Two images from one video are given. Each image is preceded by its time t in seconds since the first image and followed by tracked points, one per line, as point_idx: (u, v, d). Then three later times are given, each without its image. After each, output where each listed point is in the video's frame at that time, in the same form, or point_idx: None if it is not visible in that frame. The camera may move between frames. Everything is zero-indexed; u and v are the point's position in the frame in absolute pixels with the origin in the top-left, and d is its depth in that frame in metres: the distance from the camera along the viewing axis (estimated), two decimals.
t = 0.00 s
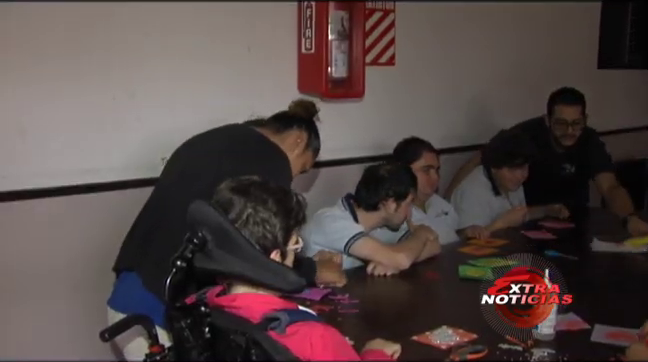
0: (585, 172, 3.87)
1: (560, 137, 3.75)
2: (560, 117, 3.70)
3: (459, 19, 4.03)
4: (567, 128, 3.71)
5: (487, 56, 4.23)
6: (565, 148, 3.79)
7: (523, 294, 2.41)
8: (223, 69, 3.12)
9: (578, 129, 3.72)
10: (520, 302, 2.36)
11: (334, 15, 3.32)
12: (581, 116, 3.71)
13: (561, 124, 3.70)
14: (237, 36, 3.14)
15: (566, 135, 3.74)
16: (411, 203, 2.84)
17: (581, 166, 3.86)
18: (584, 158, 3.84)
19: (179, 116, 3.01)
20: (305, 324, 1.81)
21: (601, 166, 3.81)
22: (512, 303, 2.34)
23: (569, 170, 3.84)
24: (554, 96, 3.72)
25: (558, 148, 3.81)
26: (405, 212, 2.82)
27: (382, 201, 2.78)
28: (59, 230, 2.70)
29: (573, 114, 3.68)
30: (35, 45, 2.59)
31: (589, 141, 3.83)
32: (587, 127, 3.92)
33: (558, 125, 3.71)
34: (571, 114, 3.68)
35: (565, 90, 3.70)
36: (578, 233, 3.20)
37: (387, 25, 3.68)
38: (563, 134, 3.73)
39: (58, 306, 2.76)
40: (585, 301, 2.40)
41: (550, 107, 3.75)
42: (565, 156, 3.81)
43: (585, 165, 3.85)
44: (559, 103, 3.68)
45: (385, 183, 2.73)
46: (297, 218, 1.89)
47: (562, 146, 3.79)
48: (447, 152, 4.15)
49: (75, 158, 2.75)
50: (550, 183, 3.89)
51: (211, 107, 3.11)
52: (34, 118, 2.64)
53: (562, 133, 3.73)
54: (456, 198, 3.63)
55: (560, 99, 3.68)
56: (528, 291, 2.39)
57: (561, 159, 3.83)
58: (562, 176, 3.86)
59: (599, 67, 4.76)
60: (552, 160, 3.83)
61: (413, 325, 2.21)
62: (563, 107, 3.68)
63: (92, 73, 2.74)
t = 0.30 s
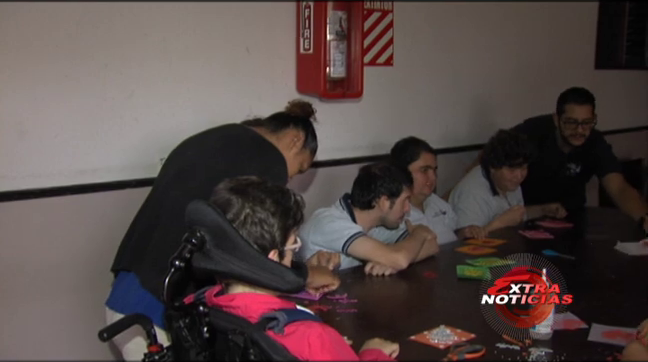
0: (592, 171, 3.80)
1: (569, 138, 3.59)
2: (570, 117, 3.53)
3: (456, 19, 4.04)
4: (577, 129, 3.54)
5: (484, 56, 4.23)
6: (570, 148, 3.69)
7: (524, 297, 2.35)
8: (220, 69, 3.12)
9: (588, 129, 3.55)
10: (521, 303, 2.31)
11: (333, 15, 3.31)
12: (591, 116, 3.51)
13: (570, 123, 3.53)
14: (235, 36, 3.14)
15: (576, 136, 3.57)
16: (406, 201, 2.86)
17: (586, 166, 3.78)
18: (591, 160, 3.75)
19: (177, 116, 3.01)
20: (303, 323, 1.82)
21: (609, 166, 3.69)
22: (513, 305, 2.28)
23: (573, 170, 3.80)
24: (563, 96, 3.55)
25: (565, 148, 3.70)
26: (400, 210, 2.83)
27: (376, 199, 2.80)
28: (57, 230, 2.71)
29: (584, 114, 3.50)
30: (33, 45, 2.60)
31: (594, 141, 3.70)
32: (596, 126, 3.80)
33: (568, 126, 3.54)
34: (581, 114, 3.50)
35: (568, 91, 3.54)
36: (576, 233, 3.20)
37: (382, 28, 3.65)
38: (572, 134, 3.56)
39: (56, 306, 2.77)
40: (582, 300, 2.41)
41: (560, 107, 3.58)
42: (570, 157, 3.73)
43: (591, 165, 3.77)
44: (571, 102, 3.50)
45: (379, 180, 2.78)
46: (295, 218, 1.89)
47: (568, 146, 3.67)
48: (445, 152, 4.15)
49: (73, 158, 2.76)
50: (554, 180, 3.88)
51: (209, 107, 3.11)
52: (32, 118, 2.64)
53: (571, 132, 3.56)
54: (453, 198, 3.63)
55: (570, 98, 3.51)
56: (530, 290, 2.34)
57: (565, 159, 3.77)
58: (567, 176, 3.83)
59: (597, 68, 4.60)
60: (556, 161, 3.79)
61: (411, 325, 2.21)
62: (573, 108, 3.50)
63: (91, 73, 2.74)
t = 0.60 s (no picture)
0: (596, 173, 3.77)
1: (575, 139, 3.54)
2: (577, 119, 3.45)
3: (455, 20, 4.04)
4: (584, 131, 3.48)
5: (483, 56, 4.23)
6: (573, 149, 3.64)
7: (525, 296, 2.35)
8: (219, 70, 3.12)
9: (595, 131, 3.50)
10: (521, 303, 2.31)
11: (331, 15, 3.31)
12: (599, 118, 3.45)
13: (577, 125, 3.47)
14: (234, 37, 3.14)
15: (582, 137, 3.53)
16: (401, 199, 2.82)
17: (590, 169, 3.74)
18: (595, 162, 3.71)
19: (175, 117, 3.01)
20: (301, 323, 1.82)
21: (611, 170, 3.70)
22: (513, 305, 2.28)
23: (577, 173, 3.76)
24: (571, 98, 3.45)
25: (570, 150, 3.63)
26: (394, 207, 2.80)
27: (368, 196, 2.79)
28: (55, 230, 2.70)
29: (592, 117, 3.43)
30: (32, 45, 2.59)
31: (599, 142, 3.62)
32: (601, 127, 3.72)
33: (575, 128, 3.48)
34: (589, 116, 3.43)
35: (579, 92, 3.43)
36: (574, 233, 3.20)
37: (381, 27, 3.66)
38: (579, 136, 3.50)
39: (55, 306, 2.76)
40: (580, 300, 2.41)
41: (567, 109, 3.48)
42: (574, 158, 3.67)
43: (595, 168, 3.73)
44: (580, 104, 3.42)
45: (369, 177, 2.77)
46: (294, 218, 1.88)
47: (573, 148, 3.60)
48: (443, 153, 4.15)
49: (71, 158, 2.75)
50: (555, 180, 3.86)
51: (207, 107, 3.11)
52: (31, 118, 2.64)
53: (577, 135, 3.51)
54: (452, 197, 3.63)
55: (579, 99, 3.42)
56: (530, 290, 2.33)
57: (568, 161, 3.71)
58: (569, 178, 3.80)
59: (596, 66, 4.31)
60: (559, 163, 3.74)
61: (410, 325, 2.21)
62: (581, 109, 3.42)
63: (89, 73, 2.74)
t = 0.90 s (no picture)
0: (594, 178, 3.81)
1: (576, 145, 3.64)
2: (579, 126, 3.57)
3: (452, 20, 4.04)
4: (585, 137, 3.58)
5: (480, 56, 4.23)
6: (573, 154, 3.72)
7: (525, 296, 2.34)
8: (216, 70, 3.12)
9: (596, 138, 3.59)
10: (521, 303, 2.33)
11: (328, 15, 3.29)
12: (600, 125, 3.55)
13: (579, 132, 3.58)
14: (231, 37, 3.14)
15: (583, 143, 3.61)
16: (388, 196, 2.80)
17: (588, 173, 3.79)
18: (594, 166, 3.71)
19: (172, 117, 3.01)
20: (298, 323, 1.82)
21: (613, 174, 3.65)
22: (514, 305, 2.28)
23: (576, 176, 3.79)
24: (572, 104, 3.57)
25: (569, 154, 3.72)
26: (381, 202, 2.78)
27: (353, 190, 2.80)
28: (53, 230, 2.69)
29: (593, 124, 3.54)
30: (29, 45, 2.59)
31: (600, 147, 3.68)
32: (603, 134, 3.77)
33: (576, 135, 3.59)
34: (590, 123, 3.54)
35: (579, 99, 3.55)
36: (572, 233, 3.21)
37: (378, 28, 3.61)
38: (580, 142, 3.60)
39: (53, 306, 2.76)
40: (577, 300, 2.41)
41: (569, 115, 3.61)
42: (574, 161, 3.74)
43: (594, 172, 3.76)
44: (580, 110, 3.54)
45: (355, 171, 2.80)
46: (292, 219, 1.89)
47: (573, 153, 3.70)
48: (440, 153, 4.16)
49: (67, 158, 2.75)
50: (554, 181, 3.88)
51: (203, 107, 3.11)
52: (28, 118, 2.63)
53: (578, 141, 3.60)
54: (449, 197, 3.63)
55: (580, 106, 3.54)
56: (529, 290, 2.35)
57: (568, 164, 3.78)
58: (568, 181, 3.83)
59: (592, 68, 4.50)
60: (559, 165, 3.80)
61: (407, 325, 2.21)
62: (583, 116, 3.54)
63: (86, 73, 2.74)
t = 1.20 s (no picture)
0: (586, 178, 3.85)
1: (570, 146, 3.67)
2: (573, 127, 3.61)
3: (447, 20, 4.05)
4: (579, 138, 3.62)
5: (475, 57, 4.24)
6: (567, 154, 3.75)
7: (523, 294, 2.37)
8: (211, 70, 3.11)
9: (590, 140, 3.63)
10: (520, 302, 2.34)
11: (323, 15, 3.31)
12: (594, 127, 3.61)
13: (573, 133, 3.62)
14: (226, 37, 3.13)
15: (576, 144, 3.65)
16: (363, 196, 2.82)
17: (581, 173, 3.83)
18: (587, 167, 3.74)
19: (167, 117, 3.00)
20: (293, 323, 1.82)
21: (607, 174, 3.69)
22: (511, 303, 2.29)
23: (570, 176, 3.81)
24: (568, 105, 3.61)
25: (563, 154, 3.73)
26: (356, 202, 2.81)
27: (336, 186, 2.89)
28: (48, 230, 2.69)
29: (587, 125, 3.58)
30: (24, 45, 2.58)
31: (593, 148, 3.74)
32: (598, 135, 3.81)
33: (569, 136, 3.63)
34: (584, 125, 3.58)
35: (575, 100, 3.60)
36: (566, 232, 3.21)
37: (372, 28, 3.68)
38: (574, 144, 3.64)
39: (47, 305, 2.76)
40: (571, 300, 2.41)
41: (563, 116, 3.65)
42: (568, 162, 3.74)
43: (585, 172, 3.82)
44: (575, 111, 3.58)
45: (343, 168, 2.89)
46: (288, 220, 1.89)
47: (566, 154, 3.72)
48: (435, 153, 4.16)
49: (62, 158, 2.74)
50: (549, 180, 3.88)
51: (198, 107, 3.10)
52: (23, 117, 2.63)
53: (572, 143, 3.64)
54: (444, 197, 3.63)
55: (574, 108, 3.59)
56: (529, 288, 2.37)
57: (562, 165, 3.78)
58: (562, 181, 3.85)
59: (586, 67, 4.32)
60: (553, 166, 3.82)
61: (401, 325, 2.21)
62: (577, 117, 3.58)
63: (81, 73, 2.73)
